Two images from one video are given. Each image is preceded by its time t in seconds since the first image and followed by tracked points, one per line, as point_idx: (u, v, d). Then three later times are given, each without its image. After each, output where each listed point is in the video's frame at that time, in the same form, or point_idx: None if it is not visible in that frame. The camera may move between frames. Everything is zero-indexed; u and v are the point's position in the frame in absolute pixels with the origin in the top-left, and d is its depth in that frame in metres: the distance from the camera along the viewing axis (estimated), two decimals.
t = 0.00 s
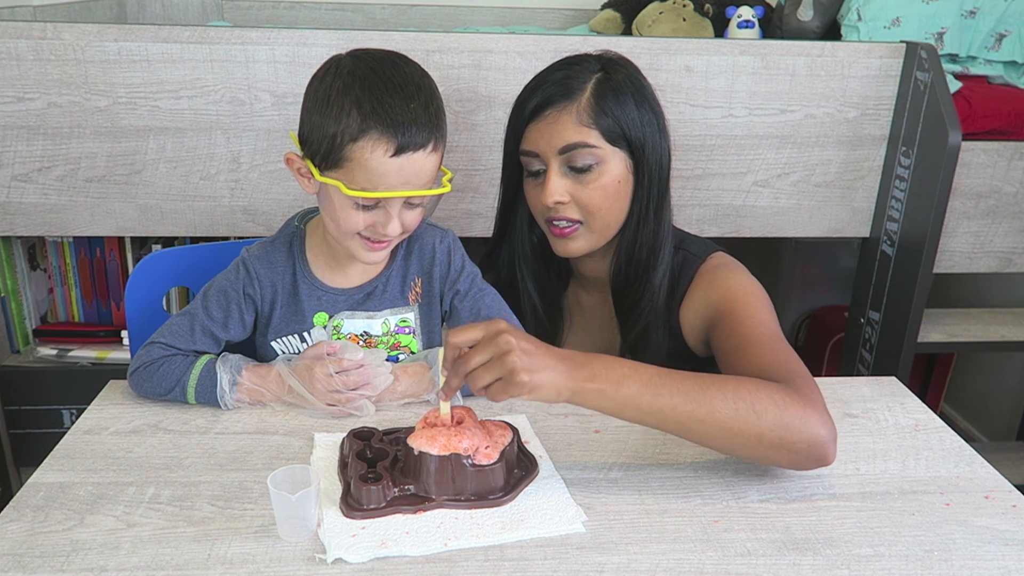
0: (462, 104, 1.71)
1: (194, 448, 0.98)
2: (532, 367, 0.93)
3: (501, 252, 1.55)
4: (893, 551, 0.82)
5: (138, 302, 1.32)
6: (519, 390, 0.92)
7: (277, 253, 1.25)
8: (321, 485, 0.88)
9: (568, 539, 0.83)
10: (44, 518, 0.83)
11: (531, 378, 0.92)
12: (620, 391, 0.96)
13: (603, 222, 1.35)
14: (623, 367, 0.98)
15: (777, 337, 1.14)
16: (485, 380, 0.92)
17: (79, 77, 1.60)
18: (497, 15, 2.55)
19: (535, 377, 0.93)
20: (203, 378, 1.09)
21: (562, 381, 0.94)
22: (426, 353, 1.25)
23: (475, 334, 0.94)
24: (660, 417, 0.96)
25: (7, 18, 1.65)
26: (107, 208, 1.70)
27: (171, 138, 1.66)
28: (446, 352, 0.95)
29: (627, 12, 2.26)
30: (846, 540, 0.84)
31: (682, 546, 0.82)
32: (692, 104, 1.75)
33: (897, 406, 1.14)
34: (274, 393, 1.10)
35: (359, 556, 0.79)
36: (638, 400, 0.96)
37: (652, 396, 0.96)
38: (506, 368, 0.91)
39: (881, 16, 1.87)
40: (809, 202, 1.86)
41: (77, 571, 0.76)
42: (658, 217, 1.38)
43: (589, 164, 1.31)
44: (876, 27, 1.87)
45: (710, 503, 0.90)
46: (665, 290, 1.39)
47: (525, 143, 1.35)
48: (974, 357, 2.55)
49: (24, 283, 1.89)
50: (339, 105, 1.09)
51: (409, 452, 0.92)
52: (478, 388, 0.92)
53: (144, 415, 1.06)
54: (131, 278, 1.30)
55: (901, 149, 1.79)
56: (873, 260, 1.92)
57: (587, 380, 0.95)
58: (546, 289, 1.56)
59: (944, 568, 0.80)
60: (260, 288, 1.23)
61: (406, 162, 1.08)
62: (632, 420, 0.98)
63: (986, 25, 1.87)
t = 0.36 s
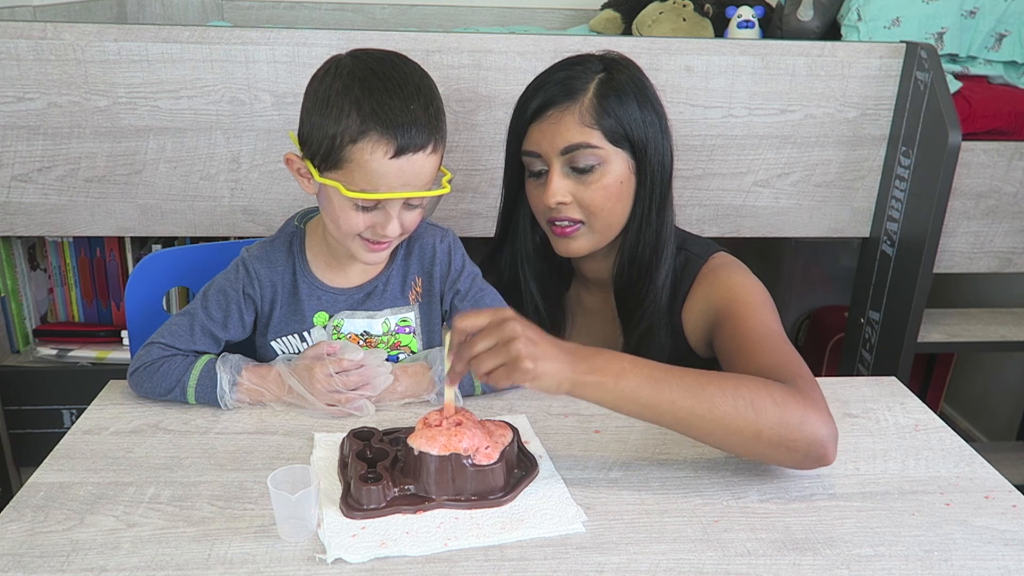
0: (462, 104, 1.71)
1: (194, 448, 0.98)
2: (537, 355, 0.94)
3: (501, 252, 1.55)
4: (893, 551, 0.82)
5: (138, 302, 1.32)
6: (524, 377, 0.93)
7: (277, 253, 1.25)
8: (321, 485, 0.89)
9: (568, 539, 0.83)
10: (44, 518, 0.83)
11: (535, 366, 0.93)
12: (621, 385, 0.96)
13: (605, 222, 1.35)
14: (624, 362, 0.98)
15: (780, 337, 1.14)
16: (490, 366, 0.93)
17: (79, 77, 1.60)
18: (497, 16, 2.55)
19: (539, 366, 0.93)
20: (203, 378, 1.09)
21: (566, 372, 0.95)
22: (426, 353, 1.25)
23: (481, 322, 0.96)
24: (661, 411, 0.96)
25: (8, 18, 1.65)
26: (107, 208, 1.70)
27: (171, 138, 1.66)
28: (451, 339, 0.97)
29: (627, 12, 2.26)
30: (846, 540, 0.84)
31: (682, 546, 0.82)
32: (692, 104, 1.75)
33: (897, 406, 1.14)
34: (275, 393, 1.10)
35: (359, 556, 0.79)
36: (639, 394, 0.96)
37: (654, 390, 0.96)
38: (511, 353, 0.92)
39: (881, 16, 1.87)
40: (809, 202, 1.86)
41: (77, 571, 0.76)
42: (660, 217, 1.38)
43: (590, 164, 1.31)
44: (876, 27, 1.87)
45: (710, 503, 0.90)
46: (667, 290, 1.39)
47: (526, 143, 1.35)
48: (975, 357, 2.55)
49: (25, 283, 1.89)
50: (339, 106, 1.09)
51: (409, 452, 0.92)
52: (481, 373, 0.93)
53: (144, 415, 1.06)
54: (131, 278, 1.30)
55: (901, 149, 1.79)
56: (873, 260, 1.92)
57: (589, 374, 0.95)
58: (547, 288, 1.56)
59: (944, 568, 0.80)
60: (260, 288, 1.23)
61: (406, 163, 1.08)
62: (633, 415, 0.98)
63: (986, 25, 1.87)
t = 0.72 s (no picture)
0: (462, 104, 1.71)
1: (193, 448, 0.98)
2: (534, 370, 0.93)
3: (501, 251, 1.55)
4: (893, 551, 0.82)
5: (138, 302, 1.32)
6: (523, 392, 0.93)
7: (277, 252, 1.24)
8: (321, 485, 0.88)
9: (568, 539, 0.83)
10: (44, 518, 0.83)
11: (533, 381, 0.93)
12: (619, 393, 0.96)
13: (605, 221, 1.35)
14: (619, 371, 0.98)
15: (780, 333, 1.13)
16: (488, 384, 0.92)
17: (79, 77, 1.60)
18: (497, 16, 2.55)
19: (537, 381, 0.93)
20: (203, 378, 1.09)
21: (563, 385, 0.95)
22: (426, 353, 1.25)
23: (475, 338, 0.94)
24: (660, 417, 0.96)
25: (8, 18, 1.65)
26: (107, 208, 1.70)
27: (171, 138, 1.66)
28: (445, 358, 0.95)
29: (627, 12, 2.26)
30: (846, 540, 0.84)
31: (682, 546, 0.82)
32: (692, 104, 1.75)
33: (897, 406, 1.14)
34: (274, 393, 1.10)
35: (359, 556, 0.79)
36: (637, 401, 0.96)
37: (651, 397, 0.96)
38: (510, 370, 0.92)
39: (881, 16, 1.87)
40: (809, 202, 1.86)
41: (77, 571, 0.76)
42: (661, 216, 1.39)
43: (591, 163, 1.31)
44: (876, 27, 1.87)
45: (710, 503, 0.90)
46: (666, 288, 1.39)
47: (527, 142, 1.35)
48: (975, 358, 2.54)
49: (25, 283, 1.89)
50: (338, 105, 1.09)
51: (409, 452, 0.92)
52: (479, 392, 0.93)
53: (144, 415, 1.06)
54: (131, 278, 1.30)
55: (901, 149, 1.79)
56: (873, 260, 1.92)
57: (585, 385, 0.95)
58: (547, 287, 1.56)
59: (944, 568, 0.80)
60: (260, 288, 1.23)
61: (405, 162, 1.08)
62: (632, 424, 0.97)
63: (986, 25, 1.87)
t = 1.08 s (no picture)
0: (462, 104, 1.71)
1: (193, 448, 0.98)
2: (556, 341, 0.93)
3: (502, 251, 1.55)
4: (893, 551, 0.82)
5: (138, 302, 1.32)
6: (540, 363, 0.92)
7: (277, 252, 1.25)
8: (321, 485, 0.89)
9: (568, 540, 0.83)
10: (44, 518, 0.83)
11: (554, 352, 0.92)
12: (626, 382, 0.96)
13: (605, 221, 1.35)
14: (631, 359, 0.98)
15: (779, 341, 1.13)
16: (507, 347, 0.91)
17: (79, 77, 1.60)
18: (497, 15, 2.55)
19: (557, 352, 0.92)
20: (203, 378, 1.09)
21: (578, 363, 0.94)
22: (426, 353, 1.25)
23: (500, 300, 0.93)
24: (662, 411, 0.96)
25: (7, 18, 1.65)
26: (107, 208, 1.70)
27: (171, 138, 1.66)
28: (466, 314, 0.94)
29: (627, 12, 2.26)
30: (846, 540, 0.84)
31: (682, 546, 0.82)
32: (692, 104, 1.75)
33: (897, 406, 1.14)
34: (274, 393, 1.10)
35: (359, 556, 0.79)
36: (643, 391, 0.96)
37: (657, 388, 0.96)
38: (532, 334, 0.91)
39: (881, 16, 1.87)
40: (809, 202, 1.86)
41: (77, 571, 0.76)
42: (661, 217, 1.39)
43: (592, 163, 1.31)
44: (875, 27, 1.87)
45: (710, 503, 0.90)
46: (665, 289, 1.39)
47: (527, 142, 1.35)
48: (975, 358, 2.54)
49: (24, 283, 1.89)
50: (337, 105, 1.09)
51: (409, 452, 0.92)
52: (495, 355, 0.91)
53: (144, 415, 1.06)
54: (131, 278, 1.30)
55: (901, 149, 1.79)
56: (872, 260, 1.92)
57: (598, 368, 0.95)
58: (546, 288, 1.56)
59: (944, 568, 0.80)
60: (260, 288, 1.23)
61: (404, 162, 1.08)
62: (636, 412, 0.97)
63: (986, 25, 1.87)
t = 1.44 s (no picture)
0: (462, 104, 1.71)
1: (193, 448, 0.98)
2: (556, 340, 0.93)
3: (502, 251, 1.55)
4: (893, 551, 0.82)
5: (138, 302, 1.32)
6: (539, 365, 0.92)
7: (277, 252, 1.24)
8: (321, 485, 0.88)
9: (568, 540, 0.83)
10: (44, 518, 0.83)
11: (554, 352, 0.92)
12: (629, 377, 0.95)
13: (606, 219, 1.35)
14: (632, 353, 0.98)
15: (779, 337, 1.13)
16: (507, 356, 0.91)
17: (79, 77, 1.60)
18: (497, 16, 2.55)
19: (557, 352, 0.93)
20: (203, 378, 1.09)
21: (580, 359, 0.94)
22: (426, 353, 1.25)
23: (495, 308, 0.93)
24: (666, 404, 0.96)
25: (7, 18, 1.65)
26: (107, 208, 1.70)
27: (171, 138, 1.66)
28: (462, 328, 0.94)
29: (627, 12, 2.26)
30: (846, 540, 0.84)
31: (682, 546, 0.82)
32: (692, 104, 1.75)
33: (897, 406, 1.14)
34: (274, 393, 1.10)
35: (359, 556, 0.79)
36: (645, 387, 0.96)
37: (661, 382, 0.96)
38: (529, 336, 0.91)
39: (881, 16, 1.87)
40: (809, 202, 1.86)
41: (77, 571, 0.76)
42: (661, 216, 1.39)
43: (593, 161, 1.31)
44: (875, 27, 1.87)
45: (710, 503, 0.90)
46: (665, 288, 1.39)
47: (528, 140, 1.35)
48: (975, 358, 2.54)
49: (24, 283, 1.89)
50: (337, 105, 1.09)
51: (409, 452, 0.92)
52: (496, 363, 0.91)
53: (144, 415, 1.06)
54: (131, 278, 1.30)
55: (901, 149, 1.79)
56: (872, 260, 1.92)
57: (598, 366, 0.95)
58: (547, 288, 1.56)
59: (944, 568, 0.80)
60: (260, 288, 1.23)
61: (404, 161, 1.08)
62: (640, 406, 0.97)
63: (986, 25, 1.87)
